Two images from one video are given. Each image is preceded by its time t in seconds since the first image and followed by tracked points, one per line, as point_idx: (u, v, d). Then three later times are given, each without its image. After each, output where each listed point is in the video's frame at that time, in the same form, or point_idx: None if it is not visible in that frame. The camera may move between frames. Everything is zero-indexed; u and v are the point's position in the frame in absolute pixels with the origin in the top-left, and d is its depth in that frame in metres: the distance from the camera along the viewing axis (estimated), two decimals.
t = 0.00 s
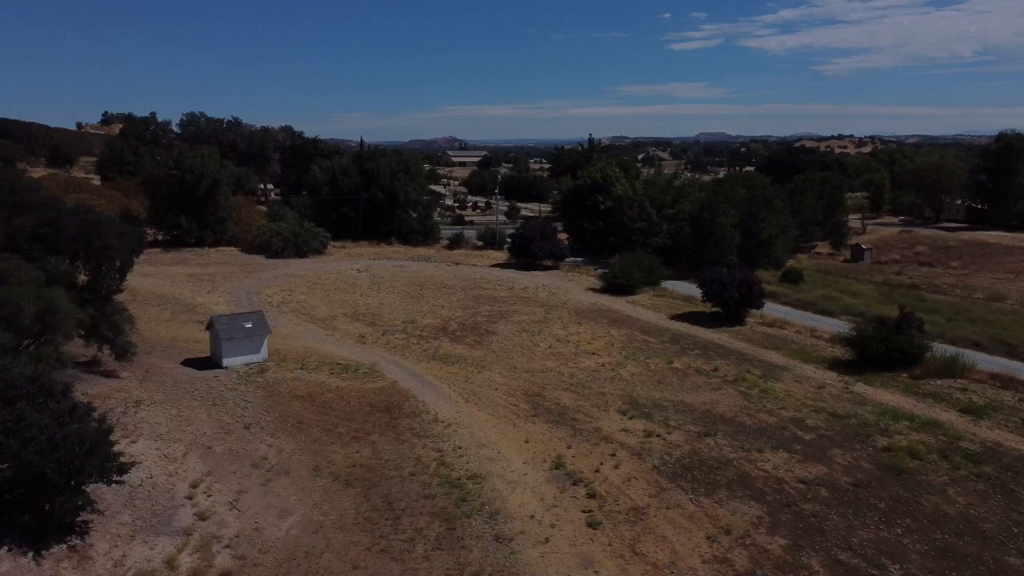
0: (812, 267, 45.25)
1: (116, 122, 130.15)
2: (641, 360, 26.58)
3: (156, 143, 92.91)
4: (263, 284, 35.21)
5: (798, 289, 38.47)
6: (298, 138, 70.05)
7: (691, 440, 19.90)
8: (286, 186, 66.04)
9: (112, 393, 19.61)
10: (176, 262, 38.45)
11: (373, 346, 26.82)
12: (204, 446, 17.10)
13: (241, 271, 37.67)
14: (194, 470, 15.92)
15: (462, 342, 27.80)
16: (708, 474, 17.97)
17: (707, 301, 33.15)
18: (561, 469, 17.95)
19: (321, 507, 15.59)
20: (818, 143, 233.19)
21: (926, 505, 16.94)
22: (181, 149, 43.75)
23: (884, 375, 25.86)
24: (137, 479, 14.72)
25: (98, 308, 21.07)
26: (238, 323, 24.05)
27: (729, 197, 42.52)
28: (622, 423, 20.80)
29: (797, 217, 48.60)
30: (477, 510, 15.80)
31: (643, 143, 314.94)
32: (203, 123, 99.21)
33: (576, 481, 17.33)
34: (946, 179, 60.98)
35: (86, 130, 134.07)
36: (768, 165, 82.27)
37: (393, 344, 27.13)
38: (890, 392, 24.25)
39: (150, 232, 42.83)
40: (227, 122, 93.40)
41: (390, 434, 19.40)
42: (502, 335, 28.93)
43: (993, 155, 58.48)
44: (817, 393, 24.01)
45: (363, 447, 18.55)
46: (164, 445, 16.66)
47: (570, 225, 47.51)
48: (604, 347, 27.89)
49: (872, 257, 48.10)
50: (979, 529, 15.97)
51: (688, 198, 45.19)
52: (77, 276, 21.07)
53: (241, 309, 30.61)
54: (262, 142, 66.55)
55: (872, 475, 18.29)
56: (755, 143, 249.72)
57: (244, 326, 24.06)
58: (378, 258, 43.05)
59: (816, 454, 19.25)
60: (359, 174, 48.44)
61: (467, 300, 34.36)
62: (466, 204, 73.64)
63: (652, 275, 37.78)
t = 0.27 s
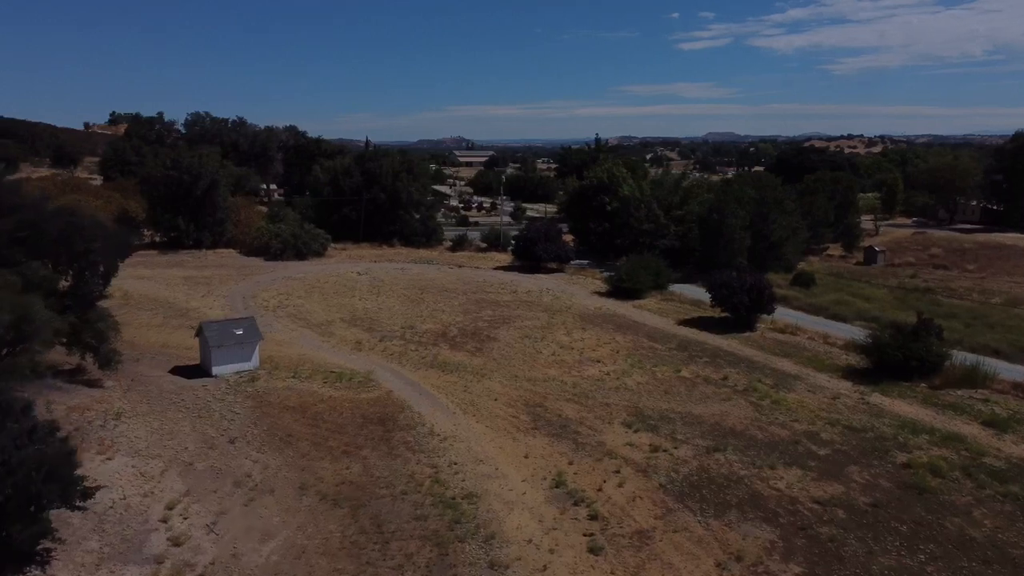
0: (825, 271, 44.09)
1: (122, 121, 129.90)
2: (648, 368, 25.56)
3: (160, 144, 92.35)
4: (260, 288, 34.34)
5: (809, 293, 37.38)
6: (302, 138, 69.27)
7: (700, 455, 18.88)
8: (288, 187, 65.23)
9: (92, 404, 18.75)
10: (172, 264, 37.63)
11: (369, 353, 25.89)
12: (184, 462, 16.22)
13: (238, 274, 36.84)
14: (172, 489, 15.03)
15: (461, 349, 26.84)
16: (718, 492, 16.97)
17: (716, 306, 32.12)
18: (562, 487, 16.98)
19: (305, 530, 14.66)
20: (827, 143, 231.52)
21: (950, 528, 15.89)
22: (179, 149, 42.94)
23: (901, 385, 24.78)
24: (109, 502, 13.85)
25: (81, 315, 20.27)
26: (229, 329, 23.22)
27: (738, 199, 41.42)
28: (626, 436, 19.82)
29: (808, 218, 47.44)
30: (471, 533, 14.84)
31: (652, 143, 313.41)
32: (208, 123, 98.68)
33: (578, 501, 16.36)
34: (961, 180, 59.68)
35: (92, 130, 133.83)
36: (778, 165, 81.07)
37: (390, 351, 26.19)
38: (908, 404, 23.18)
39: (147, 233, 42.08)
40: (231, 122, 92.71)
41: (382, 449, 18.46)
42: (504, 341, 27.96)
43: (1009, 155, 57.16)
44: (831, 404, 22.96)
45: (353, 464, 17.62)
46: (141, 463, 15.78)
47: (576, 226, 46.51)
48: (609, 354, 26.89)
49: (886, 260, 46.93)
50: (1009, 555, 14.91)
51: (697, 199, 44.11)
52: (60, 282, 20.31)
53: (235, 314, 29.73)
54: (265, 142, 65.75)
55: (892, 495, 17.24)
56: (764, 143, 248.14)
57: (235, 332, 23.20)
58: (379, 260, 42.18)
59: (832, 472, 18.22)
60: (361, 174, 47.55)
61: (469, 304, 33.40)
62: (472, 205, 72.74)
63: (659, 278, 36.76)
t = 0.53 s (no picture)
0: (838, 274, 42.80)
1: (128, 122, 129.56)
2: (654, 379, 24.41)
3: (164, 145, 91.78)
4: (255, 292, 33.36)
5: (823, 298, 36.12)
6: (305, 138, 68.34)
7: (710, 476, 17.73)
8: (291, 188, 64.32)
9: (66, 419, 17.85)
10: (167, 267, 36.73)
11: (364, 362, 24.85)
12: (157, 484, 15.21)
13: (234, 278, 35.89)
14: (141, 516, 14.03)
15: (460, 358, 25.75)
16: (728, 518, 15.82)
17: (725, 312, 30.94)
18: (561, 511, 15.87)
19: (282, 560, 13.61)
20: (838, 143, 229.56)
21: (981, 559, 14.69)
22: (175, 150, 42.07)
23: (922, 397, 23.54)
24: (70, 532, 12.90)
25: (56, 324, 19.30)
26: (215, 338, 22.22)
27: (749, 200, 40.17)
28: (631, 454, 18.68)
29: (821, 221, 46.15)
30: (461, 564, 13.75)
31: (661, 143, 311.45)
32: (212, 123, 98.01)
33: (578, 527, 15.25)
34: (978, 181, 58.19)
35: (99, 130, 133.41)
36: (789, 166, 79.65)
37: (386, 360, 25.12)
38: (930, 418, 21.95)
39: (143, 235, 41.19)
40: (235, 122, 91.98)
41: (371, 468, 17.38)
42: (505, 350, 26.86)
43: None
44: (848, 418, 21.77)
45: (339, 484, 16.55)
46: (110, 486, 14.79)
47: (582, 227, 45.33)
48: (613, 364, 25.75)
49: (901, 264, 45.58)
50: None
51: (706, 201, 42.88)
52: (35, 289, 19.32)
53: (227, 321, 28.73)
54: (267, 142, 64.88)
55: (916, 521, 16.05)
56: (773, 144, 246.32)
57: (221, 342, 22.17)
58: (380, 263, 41.16)
59: (850, 494, 17.04)
60: (362, 175, 46.56)
61: (469, 309, 32.32)
62: (477, 206, 71.65)
63: (667, 283, 35.55)
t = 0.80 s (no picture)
0: (852, 279, 41.50)
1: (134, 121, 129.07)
2: (661, 391, 23.26)
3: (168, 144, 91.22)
4: (250, 297, 32.38)
5: (836, 304, 34.87)
6: (308, 138, 67.40)
7: (720, 499, 16.57)
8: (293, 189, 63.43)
9: (36, 437, 16.87)
10: (161, 271, 35.81)
11: (357, 372, 23.78)
12: (125, 510, 14.20)
13: (229, 281, 34.94)
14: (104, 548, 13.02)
15: (458, 367, 24.67)
16: (740, 547, 14.67)
17: (735, 319, 29.76)
18: (560, 539, 14.75)
19: None
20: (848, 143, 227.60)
21: None
22: (172, 150, 41.19)
23: (944, 411, 22.31)
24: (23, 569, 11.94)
25: (29, 333, 18.43)
26: (200, 348, 21.21)
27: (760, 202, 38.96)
28: (636, 475, 17.55)
29: (834, 223, 44.88)
30: None
31: (669, 143, 309.75)
32: (217, 122, 97.26)
33: (578, 557, 14.13)
34: (995, 182, 56.72)
35: (105, 130, 133.15)
36: (800, 167, 78.25)
37: (380, 369, 24.06)
38: (954, 434, 20.71)
39: (138, 238, 40.31)
40: (239, 121, 91.30)
41: (358, 490, 16.30)
42: (505, 359, 25.76)
43: None
44: (867, 434, 20.56)
45: (323, 508, 15.48)
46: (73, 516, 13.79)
47: (588, 229, 44.15)
48: (618, 374, 24.61)
49: (916, 267, 44.24)
50: None
51: (715, 202, 41.69)
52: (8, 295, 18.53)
53: (218, 328, 27.74)
54: (269, 142, 64.04)
55: (943, 551, 14.85)
56: (782, 143, 244.43)
57: (206, 352, 21.17)
58: (380, 267, 40.14)
59: (871, 521, 15.86)
60: (363, 175, 45.58)
61: (470, 315, 31.24)
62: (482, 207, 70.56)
63: (675, 288, 34.38)
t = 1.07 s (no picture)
0: (867, 283, 40.20)
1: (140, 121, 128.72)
2: (668, 404, 22.11)
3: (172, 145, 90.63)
4: (244, 302, 31.39)
5: (851, 310, 33.62)
6: (311, 139, 66.47)
7: (731, 525, 15.42)
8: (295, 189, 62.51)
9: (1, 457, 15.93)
10: (154, 275, 34.90)
11: (349, 382, 22.74)
12: (88, 541, 13.24)
13: (223, 286, 33.98)
14: None
15: (456, 378, 23.58)
16: None
17: (746, 327, 28.59)
18: (559, 571, 13.65)
19: None
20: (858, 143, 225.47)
21: None
22: (167, 150, 40.29)
23: (969, 427, 21.06)
24: None
25: None
26: (184, 359, 20.18)
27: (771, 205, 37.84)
28: (641, 498, 16.42)
29: (847, 226, 43.64)
30: None
31: (679, 143, 308.07)
32: (221, 123, 96.54)
33: None
34: (1013, 183, 55.24)
35: (111, 131, 132.84)
36: (812, 167, 76.85)
37: (374, 380, 22.99)
38: (980, 453, 19.48)
39: (132, 241, 39.45)
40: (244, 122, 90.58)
41: (343, 515, 15.22)
42: (505, 369, 24.65)
43: None
44: (887, 452, 19.37)
45: (304, 536, 14.42)
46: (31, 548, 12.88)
47: (594, 231, 42.98)
48: (624, 386, 23.47)
49: (933, 271, 42.89)
50: None
51: (725, 205, 40.43)
52: None
53: (208, 335, 26.74)
54: (271, 142, 63.18)
55: None
56: (792, 143, 242.50)
57: (190, 362, 20.16)
58: (379, 270, 39.09)
59: (895, 552, 14.69)
60: (363, 176, 44.59)
61: (470, 321, 30.14)
62: (488, 208, 69.47)
63: (683, 293, 33.21)
